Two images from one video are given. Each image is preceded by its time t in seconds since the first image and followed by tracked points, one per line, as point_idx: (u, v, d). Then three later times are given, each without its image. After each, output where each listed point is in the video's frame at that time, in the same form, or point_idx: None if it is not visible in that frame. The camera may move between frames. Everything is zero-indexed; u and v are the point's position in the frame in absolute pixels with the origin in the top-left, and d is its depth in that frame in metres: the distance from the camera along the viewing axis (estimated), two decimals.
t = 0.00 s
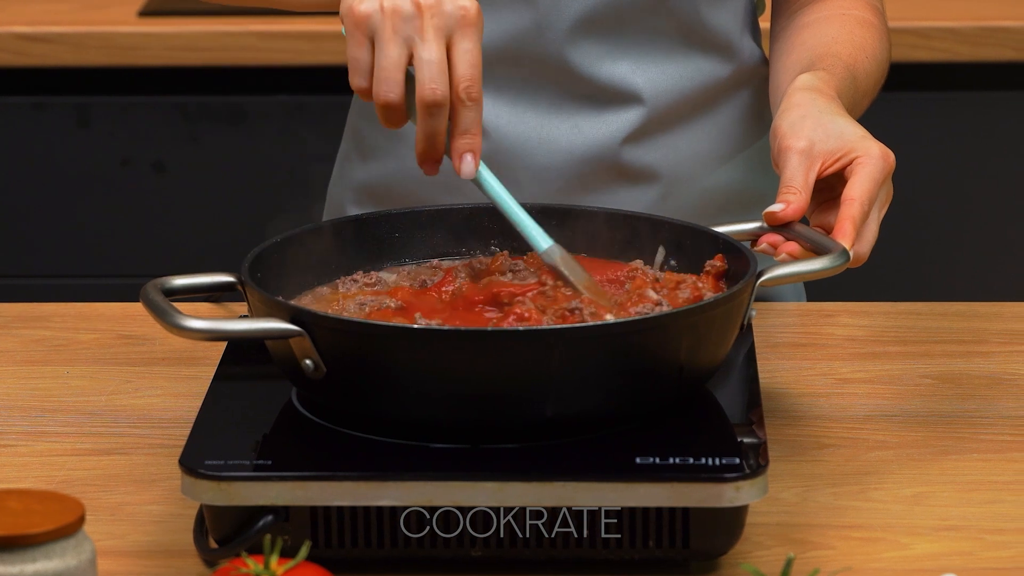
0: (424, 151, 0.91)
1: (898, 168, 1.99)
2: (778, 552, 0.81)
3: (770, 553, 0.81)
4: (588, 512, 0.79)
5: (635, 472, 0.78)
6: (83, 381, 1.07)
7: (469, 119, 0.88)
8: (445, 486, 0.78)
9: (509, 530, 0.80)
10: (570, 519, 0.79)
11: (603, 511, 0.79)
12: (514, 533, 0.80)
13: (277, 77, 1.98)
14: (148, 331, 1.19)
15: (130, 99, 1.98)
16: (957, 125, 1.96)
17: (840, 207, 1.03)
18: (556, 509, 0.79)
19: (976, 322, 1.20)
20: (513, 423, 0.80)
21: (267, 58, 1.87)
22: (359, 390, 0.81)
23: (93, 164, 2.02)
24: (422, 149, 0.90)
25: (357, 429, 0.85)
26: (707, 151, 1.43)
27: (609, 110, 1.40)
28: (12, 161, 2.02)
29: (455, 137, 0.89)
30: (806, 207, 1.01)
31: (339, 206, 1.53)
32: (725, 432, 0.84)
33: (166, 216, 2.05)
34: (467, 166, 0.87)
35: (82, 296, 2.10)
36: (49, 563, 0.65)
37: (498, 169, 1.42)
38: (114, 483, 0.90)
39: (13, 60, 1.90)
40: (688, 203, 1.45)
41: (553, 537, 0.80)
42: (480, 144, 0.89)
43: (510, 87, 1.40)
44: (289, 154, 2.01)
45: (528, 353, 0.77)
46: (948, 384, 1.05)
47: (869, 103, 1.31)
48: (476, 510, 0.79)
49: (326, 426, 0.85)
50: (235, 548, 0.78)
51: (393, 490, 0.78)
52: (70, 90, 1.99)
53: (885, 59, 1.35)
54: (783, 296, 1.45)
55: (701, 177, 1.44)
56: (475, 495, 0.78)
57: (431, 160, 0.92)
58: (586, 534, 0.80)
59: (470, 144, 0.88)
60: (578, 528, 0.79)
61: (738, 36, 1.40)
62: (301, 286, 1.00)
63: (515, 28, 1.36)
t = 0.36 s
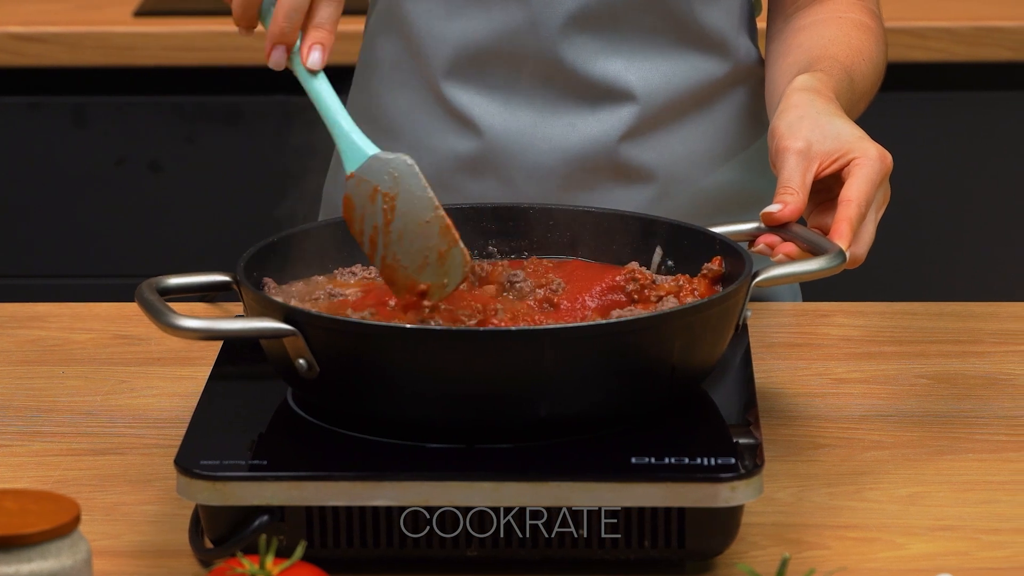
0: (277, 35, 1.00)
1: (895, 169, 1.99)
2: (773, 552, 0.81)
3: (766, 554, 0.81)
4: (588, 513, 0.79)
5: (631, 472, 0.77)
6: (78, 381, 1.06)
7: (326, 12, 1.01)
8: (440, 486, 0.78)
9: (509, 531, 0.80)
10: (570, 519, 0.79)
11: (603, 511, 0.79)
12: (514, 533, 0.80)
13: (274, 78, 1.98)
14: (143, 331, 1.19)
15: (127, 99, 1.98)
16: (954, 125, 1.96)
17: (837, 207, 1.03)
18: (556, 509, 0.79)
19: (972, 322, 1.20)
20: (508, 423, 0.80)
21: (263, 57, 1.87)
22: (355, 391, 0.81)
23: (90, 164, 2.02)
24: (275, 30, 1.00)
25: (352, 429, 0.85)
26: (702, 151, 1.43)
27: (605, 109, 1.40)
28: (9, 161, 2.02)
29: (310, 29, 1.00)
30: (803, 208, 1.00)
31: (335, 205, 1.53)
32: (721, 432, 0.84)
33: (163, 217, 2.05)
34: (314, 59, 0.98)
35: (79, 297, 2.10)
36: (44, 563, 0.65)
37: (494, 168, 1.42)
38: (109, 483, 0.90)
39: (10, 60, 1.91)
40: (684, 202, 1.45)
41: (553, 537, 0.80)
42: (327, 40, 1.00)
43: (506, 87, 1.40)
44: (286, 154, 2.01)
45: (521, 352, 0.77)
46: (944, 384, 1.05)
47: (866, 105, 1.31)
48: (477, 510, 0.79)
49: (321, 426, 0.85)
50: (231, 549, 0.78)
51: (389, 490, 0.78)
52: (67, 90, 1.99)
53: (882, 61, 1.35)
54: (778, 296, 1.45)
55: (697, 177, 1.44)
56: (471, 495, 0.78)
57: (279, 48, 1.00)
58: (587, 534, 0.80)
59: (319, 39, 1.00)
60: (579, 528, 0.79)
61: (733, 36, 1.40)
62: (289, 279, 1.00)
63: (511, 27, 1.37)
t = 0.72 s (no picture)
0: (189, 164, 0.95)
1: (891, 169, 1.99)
2: (769, 552, 0.81)
3: (761, 554, 0.81)
4: (588, 513, 0.79)
5: (627, 472, 0.77)
6: (74, 381, 1.07)
7: (226, 132, 0.92)
8: (437, 487, 0.78)
9: (509, 531, 0.80)
10: (569, 519, 0.79)
11: (603, 510, 0.79)
12: (514, 533, 0.80)
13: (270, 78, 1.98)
14: (138, 331, 1.19)
15: (124, 99, 1.98)
16: (951, 125, 1.96)
17: (832, 207, 1.03)
18: (556, 509, 0.79)
19: (967, 322, 1.20)
20: (503, 423, 0.80)
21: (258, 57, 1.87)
22: (350, 391, 0.81)
23: (87, 165, 2.02)
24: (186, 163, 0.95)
25: (347, 429, 0.85)
26: (697, 151, 1.43)
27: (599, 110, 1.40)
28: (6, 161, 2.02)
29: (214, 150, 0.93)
30: (798, 207, 1.00)
31: (330, 206, 1.53)
32: (716, 432, 0.84)
33: (161, 217, 2.05)
34: (218, 180, 0.90)
35: (77, 297, 2.10)
36: (40, 564, 0.65)
37: (489, 169, 1.42)
38: (105, 483, 0.90)
39: (6, 60, 1.91)
40: (679, 202, 1.45)
41: (553, 537, 0.80)
42: (232, 159, 0.92)
43: (499, 88, 1.40)
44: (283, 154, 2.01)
45: (514, 353, 0.77)
46: (939, 384, 1.05)
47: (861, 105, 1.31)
48: (476, 510, 0.79)
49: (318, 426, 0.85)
50: (227, 549, 0.78)
51: (385, 490, 0.78)
52: (64, 90, 1.99)
53: (877, 61, 1.35)
54: (774, 296, 1.45)
55: (692, 178, 1.44)
56: (466, 495, 0.78)
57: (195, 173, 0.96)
58: (586, 534, 0.80)
59: (223, 159, 0.92)
60: (578, 528, 0.79)
61: (727, 36, 1.40)
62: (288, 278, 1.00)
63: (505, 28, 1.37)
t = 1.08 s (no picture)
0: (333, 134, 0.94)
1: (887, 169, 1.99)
2: (764, 552, 0.81)
3: (756, 553, 0.81)
4: (588, 513, 0.79)
5: (622, 472, 0.77)
6: (68, 381, 1.06)
7: (363, 91, 0.90)
8: (432, 486, 0.78)
9: (509, 531, 0.80)
10: (569, 519, 0.79)
11: (603, 511, 0.79)
12: (514, 533, 0.80)
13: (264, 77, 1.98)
14: (133, 331, 1.19)
15: (120, 98, 1.98)
16: (947, 125, 1.96)
17: (827, 207, 1.03)
18: (555, 509, 0.79)
19: (962, 322, 1.20)
20: (498, 422, 0.80)
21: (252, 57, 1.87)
22: (347, 391, 0.81)
23: (84, 164, 2.02)
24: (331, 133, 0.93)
25: (343, 429, 0.85)
26: (692, 150, 1.43)
27: (593, 110, 1.39)
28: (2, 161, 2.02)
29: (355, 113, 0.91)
30: (793, 208, 1.00)
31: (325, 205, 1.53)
32: (712, 432, 0.84)
33: (158, 216, 2.05)
34: (369, 141, 0.89)
35: (74, 297, 2.10)
36: (35, 564, 0.65)
37: (483, 169, 1.42)
38: (99, 483, 0.90)
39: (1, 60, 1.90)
40: (673, 201, 1.45)
41: (553, 537, 0.80)
42: (376, 116, 0.90)
43: (494, 87, 1.40)
44: (280, 154, 2.01)
45: (509, 353, 0.77)
46: (934, 384, 1.05)
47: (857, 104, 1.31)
48: (476, 510, 0.79)
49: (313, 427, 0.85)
50: (222, 549, 0.78)
51: (380, 490, 0.78)
52: (61, 90, 1.99)
53: (873, 60, 1.35)
54: (769, 296, 1.46)
55: (687, 177, 1.44)
56: (462, 494, 0.78)
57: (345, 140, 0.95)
58: (586, 534, 0.80)
59: (371, 116, 0.90)
60: (578, 528, 0.79)
61: (722, 35, 1.40)
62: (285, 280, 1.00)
63: (499, 27, 1.36)
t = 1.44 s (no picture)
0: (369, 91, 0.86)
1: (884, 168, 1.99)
2: (760, 552, 0.81)
3: (752, 554, 0.81)
4: (588, 513, 0.79)
5: (619, 472, 0.77)
6: (64, 381, 1.06)
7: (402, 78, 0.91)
8: (429, 486, 0.78)
9: (509, 531, 0.80)
10: (569, 519, 0.79)
11: (603, 511, 0.79)
12: (514, 533, 0.80)
13: (260, 77, 1.98)
14: (129, 331, 1.19)
15: (117, 98, 1.98)
16: (944, 125, 1.96)
17: (824, 208, 1.03)
18: (555, 509, 0.79)
19: (958, 322, 1.20)
20: (493, 423, 0.80)
21: (248, 57, 1.87)
22: (343, 391, 0.81)
23: (81, 164, 2.02)
24: (371, 90, 0.86)
25: (339, 429, 0.84)
26: (687, 152, 1.43)
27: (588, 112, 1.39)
28: None
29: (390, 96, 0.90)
30: (790, 208, 1.00)
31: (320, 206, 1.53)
32: (708, 432, 0.84)
33: (156, 216, 2.05)
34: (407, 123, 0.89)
35: (73, 297, 2.10)
36: (30, 563, 0.65)
37: (479, 171, 1.42)
38: (94, 483, 0.90)
39: None
40: (669, 203, 1.45)
41: (553, 537, 0.80)
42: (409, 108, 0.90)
43: (489, 90, 1.40)
44: (277, 154, 2.01)
45: (504, 355, 0.77)
46: (930, 385, 1.05)
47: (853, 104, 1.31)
48: (476, 510, 0.79)
49: (309, 427, 0.85)
50: (218, 549, 0.78)
51: (376, 490, 0.78)
52: (58, 90, 1.99)
53: (868, 60, 1.35)
54: (765, 296, 1.46)
55: (683, 179, 1.44)
56: (457, 495, 0.78)
57: (371, 111, 0.87)
58: (586, 534, 0.80)
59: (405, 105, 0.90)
60: (578, 528, 0.79)
61: (717, 37, 1.40)
62: (282, 279, 1.00)
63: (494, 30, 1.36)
